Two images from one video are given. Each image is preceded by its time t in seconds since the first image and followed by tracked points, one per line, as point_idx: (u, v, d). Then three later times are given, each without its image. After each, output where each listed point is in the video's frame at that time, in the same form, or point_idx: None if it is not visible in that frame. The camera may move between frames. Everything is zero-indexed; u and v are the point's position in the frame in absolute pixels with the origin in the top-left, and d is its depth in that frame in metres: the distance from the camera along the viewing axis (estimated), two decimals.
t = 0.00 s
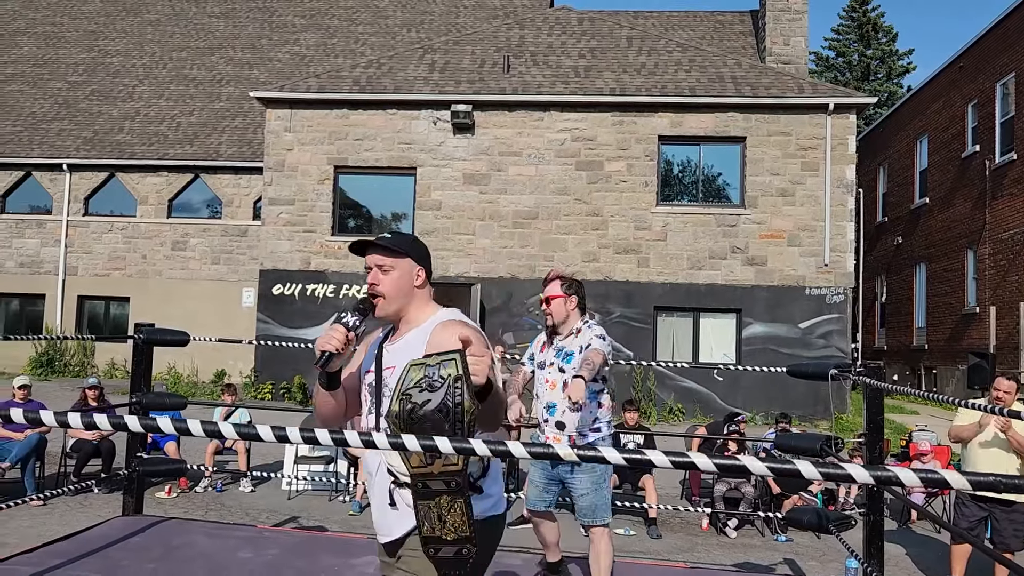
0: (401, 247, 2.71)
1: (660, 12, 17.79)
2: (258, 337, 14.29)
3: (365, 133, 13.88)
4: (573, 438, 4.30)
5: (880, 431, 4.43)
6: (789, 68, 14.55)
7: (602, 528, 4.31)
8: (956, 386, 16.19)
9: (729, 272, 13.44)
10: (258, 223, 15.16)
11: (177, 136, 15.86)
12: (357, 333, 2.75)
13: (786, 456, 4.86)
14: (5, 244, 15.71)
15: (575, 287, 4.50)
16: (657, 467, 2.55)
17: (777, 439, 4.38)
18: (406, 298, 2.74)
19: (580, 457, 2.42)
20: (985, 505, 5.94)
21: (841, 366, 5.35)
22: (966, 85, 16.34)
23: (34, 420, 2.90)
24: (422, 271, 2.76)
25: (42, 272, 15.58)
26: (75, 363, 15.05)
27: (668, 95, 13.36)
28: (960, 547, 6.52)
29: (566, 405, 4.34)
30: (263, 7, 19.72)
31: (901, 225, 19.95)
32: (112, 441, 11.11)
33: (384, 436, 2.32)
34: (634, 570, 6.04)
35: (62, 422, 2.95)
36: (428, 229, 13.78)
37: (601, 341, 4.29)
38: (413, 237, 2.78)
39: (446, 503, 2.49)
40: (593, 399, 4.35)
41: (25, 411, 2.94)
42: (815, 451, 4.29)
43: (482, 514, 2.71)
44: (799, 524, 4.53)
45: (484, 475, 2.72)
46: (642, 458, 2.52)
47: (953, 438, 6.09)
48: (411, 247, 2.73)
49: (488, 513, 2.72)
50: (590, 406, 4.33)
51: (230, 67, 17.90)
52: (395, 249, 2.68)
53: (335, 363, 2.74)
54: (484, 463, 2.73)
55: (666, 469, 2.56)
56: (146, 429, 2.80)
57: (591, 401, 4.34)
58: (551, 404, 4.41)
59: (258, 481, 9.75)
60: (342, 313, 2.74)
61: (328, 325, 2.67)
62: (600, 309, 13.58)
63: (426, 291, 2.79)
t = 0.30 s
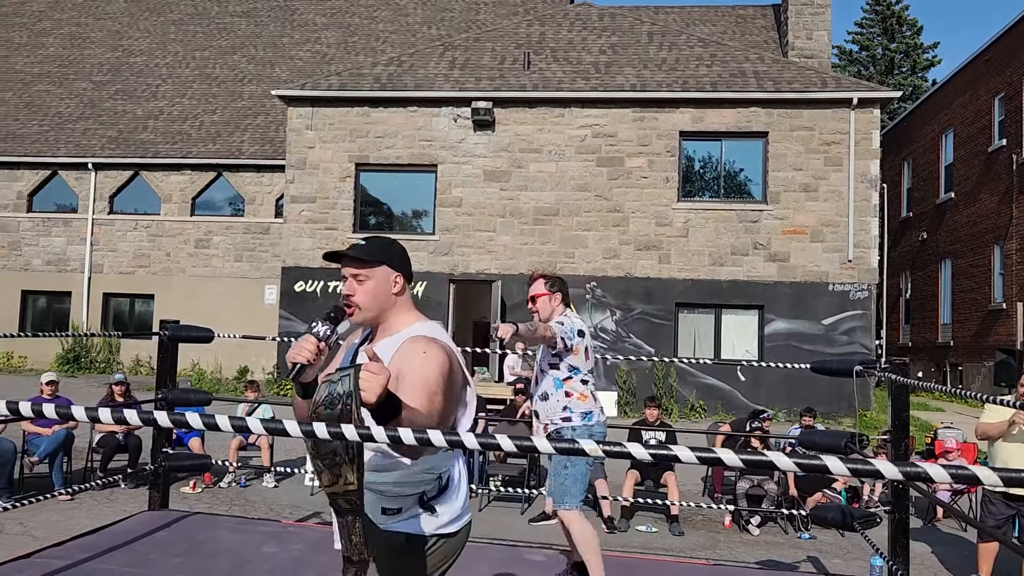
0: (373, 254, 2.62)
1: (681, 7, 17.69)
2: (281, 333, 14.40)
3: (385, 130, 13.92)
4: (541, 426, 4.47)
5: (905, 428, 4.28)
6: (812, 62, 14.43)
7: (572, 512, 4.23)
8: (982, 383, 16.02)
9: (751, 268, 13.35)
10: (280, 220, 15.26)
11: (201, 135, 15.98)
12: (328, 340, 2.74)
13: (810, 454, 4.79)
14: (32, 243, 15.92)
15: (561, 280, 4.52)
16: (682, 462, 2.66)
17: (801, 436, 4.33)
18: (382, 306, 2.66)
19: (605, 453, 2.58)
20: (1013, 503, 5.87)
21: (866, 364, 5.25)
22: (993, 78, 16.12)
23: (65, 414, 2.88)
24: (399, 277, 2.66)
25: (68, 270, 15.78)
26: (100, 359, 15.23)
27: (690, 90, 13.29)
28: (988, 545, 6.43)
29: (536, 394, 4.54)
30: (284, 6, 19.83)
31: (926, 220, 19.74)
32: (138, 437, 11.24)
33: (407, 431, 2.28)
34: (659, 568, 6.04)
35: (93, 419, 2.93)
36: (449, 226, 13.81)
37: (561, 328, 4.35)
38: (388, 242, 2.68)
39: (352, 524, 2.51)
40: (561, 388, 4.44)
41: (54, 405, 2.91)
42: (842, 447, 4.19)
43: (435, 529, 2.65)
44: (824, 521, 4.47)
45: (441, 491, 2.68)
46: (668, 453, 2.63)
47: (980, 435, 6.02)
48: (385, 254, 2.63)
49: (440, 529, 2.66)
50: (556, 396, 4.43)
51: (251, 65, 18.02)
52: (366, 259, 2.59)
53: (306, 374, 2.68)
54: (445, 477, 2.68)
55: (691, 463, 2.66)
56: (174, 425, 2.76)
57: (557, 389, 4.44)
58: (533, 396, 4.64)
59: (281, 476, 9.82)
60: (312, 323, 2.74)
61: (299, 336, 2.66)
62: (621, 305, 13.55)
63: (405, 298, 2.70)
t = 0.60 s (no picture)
0: (314, 253, 2.50)
1: (704, 1, 17.58)
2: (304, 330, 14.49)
3: (407, 127, 13.97)
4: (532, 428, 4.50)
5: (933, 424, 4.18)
6: (836, 56, 14.29)
7: (536, 507, 4.42)
8: (1010, 379, 15.82)
9: (774, 264, 13.25)
10: (303, 218, 15.35)
11: (224, 133, 16.10)
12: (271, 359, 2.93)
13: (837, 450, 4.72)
14: (60, 241, 16.13)
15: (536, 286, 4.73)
16: (713, 458, 2.64)
17: (827, 433, 4.27)
18: (326, 309, 2.54)
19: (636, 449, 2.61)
20: None
21: (894, 360, 5.11)
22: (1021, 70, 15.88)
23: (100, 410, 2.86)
24: (342, 277, 2.56)
25: (95, 268, 15.97)
26: (127, 356, 15.41)
27: (712, 85, 13.21)
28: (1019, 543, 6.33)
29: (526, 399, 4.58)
30: (306, 4, 19.93)
31: (952, 215, 19.51)
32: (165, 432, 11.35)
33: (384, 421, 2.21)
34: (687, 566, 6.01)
35: (128, 412, 2.83)
36: (470, 223, 13.82)
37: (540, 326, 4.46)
38: (330, 239, 2.56)
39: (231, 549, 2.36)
40: (548, 388, 4.49)
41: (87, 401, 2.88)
42: (868, 444, 4.14)
43: (385, 533, 2.55)
44: (850, 519, 4.42)
45: (390, 494, 2.56)
46: (698, 449, 2.63)
47: (1010, 432, 5.92)
48: (326, 253, 2.51)
49: (393, 531, 2.56)
50: (544, 395, 4.48)
51: (274, 63, 18.12)
52: (306, 260, 2.48)
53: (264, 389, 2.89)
54: (394, 480, 2.57)
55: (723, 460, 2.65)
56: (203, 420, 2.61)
57: (543, 390, 4.49)
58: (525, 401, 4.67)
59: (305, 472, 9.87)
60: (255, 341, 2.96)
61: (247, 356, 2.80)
62: (643, 302, 13.50)
63: (349, 297, 2.59)
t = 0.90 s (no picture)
0: (262, 251, 2.46)
1: None
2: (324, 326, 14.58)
3: (425, 124, 14.00)
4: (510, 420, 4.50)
5: (957, 421, 4.06)
6: (857, 49, 14.17)
7: (534, 509, 4.43)
8: None
9: (794, 260, 13.17)
10: (322, 215, 15.42)
11: (244, 131, 16.20)
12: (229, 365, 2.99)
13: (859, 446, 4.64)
14: (83, 239, 16.31)
15: (505, 275, 4.67)
16: (737, 456, 2.64)
17: (848, 429, 4.19)
18: (281, 308, 2.50)
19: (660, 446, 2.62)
20: None
21: (917, 356, 5.04)
22: None
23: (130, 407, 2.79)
24: (294, 274, 2.51)
25: (117, 265, 16.15)
26: (149, 352, 15.59)
27: (732, 79, 13.13)
28: None
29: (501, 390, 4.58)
30: (325, 2, 20.00)
31: (975, 210, 19.31)
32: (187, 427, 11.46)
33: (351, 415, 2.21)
34: (706, 564, 6.00)
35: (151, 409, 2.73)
36: (488, 220, 13.83)
37: (517, 317, 4.42)
38: (278, 235, 2.51)
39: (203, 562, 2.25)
40: (525, 381, 4.49)
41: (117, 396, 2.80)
42: (891, 441, 4.07)
43: (361, 529, 2.52)
44: (872, 517, 4.37)
45: (364, 489, 2.52)
46: (723, 447, 2.62)
47: None
48: (274, 249, 2.46)
49: (369, 526, 2.54)
50: (521, 388, 4.49)
51: (293, 61, 18.22)
52: (256, 257, 2.43)
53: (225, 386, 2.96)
54: (365, 475, 2.54)
55: (748, 458, 2.64)
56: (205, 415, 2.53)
57: (520, 382, 4.49)
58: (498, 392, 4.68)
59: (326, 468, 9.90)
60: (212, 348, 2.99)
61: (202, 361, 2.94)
62: (661, 298, 13.45)
63: (303, 293, 2.55)
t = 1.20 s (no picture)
0: (226, 246, 2.39)
1: None
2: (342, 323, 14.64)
3: (443, 122, 14.02)
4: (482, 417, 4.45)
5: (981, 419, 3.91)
6: (878, 44, 14.06)
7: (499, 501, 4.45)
8: None
9: (814, 256, 13.08)
10: (340, 213, 15.47)
11: (263, 129, 16.28)
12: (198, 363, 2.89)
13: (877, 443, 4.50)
14: (104, 237, 16.47)
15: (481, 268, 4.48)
16: (758, 453, 2.63)
17: (868, 427, 4.06)
18: (250, 305, 2.43)
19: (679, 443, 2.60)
20: None
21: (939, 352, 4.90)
22: None
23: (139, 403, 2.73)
24: (259, 269, 2.43)
25: (138, 263, 16.30)
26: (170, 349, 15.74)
27: (751, 75, 13.05)
28: None
29: (471, 386, 4.51)
30: None
31: (997, 206, 19.11)
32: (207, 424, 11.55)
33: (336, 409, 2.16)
34: (727, 562, 5.98)
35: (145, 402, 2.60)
36: (506, 217, 13.84)
37: (495, 314, 4.33)
38: (242, 230, 2.43)
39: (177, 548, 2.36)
40: (498, 377, 4.45)
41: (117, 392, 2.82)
42: (911, 439, 3.95)
43: (345, 521, 2.47)
44: (893, 515, 4.31)
45: (345, 481, 2.47)
46: (744, 445, 2.61)
47: None
48: (238, 245, 2.39)
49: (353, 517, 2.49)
50: (494, 385, 4.45)
51: (311, 59, 18.28)
52: (220, 254, 2.36)
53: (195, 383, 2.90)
54: (346, 467, 2.49)
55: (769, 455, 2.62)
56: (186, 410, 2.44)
57: (494, 378, 4.45)
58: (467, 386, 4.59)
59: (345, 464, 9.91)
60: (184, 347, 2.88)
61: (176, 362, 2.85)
62: (680, 295, 13.41)
63: (271, 289, 2.47)
